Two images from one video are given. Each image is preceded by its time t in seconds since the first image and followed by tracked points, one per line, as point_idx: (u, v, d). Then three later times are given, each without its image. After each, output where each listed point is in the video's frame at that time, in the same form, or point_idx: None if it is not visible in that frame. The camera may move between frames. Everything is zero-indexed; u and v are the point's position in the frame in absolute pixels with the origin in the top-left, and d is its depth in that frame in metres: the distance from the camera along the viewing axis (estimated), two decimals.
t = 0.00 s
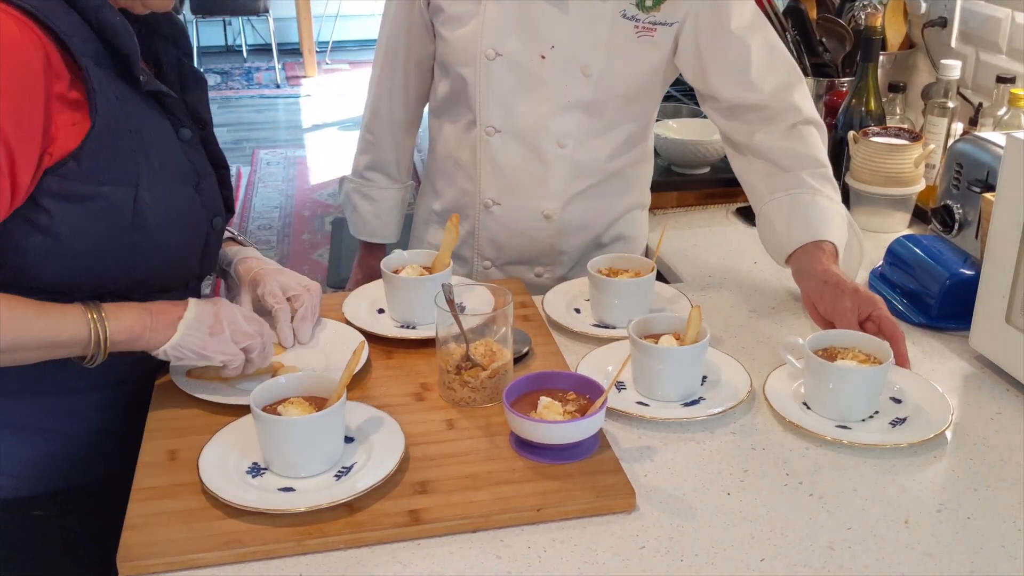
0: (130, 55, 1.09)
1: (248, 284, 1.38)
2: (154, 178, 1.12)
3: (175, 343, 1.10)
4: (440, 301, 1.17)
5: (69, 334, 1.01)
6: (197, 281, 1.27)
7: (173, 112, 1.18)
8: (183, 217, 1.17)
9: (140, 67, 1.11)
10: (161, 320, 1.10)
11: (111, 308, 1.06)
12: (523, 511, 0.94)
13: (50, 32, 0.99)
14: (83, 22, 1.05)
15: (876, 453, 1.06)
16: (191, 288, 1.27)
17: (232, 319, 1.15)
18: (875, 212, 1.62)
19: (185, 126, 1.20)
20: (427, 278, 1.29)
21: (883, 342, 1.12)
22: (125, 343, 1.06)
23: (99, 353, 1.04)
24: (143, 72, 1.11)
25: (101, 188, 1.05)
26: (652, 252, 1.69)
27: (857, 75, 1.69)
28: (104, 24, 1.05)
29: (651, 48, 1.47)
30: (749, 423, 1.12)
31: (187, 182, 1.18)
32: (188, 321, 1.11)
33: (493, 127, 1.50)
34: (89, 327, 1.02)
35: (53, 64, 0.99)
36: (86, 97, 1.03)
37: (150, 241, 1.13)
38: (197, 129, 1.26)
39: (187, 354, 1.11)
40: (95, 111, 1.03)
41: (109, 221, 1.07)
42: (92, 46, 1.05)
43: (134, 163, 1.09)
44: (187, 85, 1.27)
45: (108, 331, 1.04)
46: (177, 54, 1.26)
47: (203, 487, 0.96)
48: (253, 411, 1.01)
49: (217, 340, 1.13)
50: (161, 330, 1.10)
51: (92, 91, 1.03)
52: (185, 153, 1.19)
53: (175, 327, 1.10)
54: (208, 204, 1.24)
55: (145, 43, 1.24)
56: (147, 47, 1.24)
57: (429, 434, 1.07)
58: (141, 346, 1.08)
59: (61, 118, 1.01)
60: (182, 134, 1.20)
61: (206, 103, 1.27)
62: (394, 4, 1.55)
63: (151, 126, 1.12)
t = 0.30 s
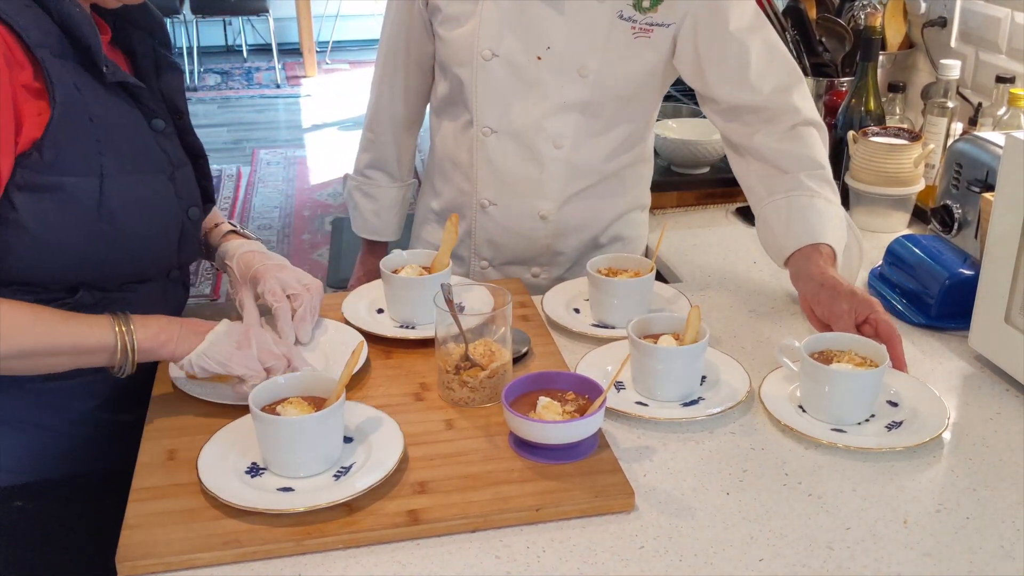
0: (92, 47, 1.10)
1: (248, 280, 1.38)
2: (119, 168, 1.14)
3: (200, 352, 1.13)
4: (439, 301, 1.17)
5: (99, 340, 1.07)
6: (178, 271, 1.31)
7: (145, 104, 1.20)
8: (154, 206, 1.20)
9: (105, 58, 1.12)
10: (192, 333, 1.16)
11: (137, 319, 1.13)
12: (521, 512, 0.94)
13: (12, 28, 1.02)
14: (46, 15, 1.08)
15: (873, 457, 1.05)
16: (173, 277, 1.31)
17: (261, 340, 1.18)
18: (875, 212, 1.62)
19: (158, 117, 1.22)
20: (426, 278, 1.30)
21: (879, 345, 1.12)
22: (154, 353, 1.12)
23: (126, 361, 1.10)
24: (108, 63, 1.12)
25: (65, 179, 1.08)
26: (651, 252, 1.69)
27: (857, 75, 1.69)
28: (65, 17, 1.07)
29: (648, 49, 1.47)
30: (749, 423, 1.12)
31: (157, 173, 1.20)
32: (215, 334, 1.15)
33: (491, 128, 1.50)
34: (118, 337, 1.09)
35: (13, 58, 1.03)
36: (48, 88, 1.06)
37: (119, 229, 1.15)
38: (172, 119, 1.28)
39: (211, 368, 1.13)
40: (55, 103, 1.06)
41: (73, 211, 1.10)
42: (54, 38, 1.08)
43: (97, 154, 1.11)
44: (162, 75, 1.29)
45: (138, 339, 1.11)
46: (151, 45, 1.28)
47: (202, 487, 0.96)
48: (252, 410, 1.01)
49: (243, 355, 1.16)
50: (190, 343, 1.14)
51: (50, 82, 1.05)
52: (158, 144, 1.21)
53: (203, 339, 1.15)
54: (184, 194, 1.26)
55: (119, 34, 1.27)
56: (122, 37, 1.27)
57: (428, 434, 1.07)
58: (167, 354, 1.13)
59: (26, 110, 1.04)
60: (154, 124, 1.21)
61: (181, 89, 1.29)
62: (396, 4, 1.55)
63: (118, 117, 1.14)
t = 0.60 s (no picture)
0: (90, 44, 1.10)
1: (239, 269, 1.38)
2: (116, 164, 1.14)
3: (213, 325, 1.13)
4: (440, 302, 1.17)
5: (112, 320, 1.06)
6: (178, 266, 1.30)
7: (143, 100, 1.19)
8: (151, 202, 1.19)
9: (103, 55, 1.11)
10: (206, 305, 1.16)
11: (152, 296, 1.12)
12: (520, 512, 0.94)
13: (10, 25, 1.02)
14: (43, 11, 1.07)
15: (873, 458, 1.05)
16: (173, 273, 1.30)
17: (277, 321, 1.19)
18: (874, 212, 1.62)
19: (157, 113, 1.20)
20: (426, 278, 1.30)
21: (878, 345, 1.12)
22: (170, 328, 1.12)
23: (144, 341, 1.10)
24: (106, 60, 1.12)
25: (62, 176, 1.08)
26: (651, 253, 1.70)
27: (856, 76, 1.69)
28: (62, 13, 1.07)
29: (647, 46, 1.47)
30: (749, 423, 1.12)
31: (154, 169, 1.20)
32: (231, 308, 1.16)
33: (491, 128, 1.50)
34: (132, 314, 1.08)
35: (13, 52, 1.03)
36: (46, 84, 1.06)
37: (115, 225, 1.15)
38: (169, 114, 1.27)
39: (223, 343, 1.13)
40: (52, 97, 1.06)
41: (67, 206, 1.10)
42: (51, 35, 1.07)
43: (94, 150, 1.11)
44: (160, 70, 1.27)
45: (154, 317, 1.10)
46: (151, 41, 1.27)
47: (202, 487, 0.96)
48: (253, 410, 1.02)
49: (256, 330, 1.16)
50: (206, 313, 1.15)
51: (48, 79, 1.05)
52: (155, 140, 1.20)
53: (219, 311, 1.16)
54: (183, 191, 1.24)
55: (119, 30, 1.27)
56: (121, 33, 1.27)
57: (428, 434, 1.07)
58: (180, 329, 1.13)
59: (28, 104, 1.04)
60: (153, 121, 1.20)
61: (180, 87, 1.28)
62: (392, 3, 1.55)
63: (114, 113, 1.14)
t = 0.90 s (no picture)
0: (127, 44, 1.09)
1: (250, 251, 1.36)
2: (149, 166, 1.15)
3: (283, 218, 1.01)
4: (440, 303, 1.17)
5: (170, 237, 0.96)
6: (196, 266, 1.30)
7: (173, 100, 1.20)
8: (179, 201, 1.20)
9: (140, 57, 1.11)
10: (269, 193, 1.00)
11: (202, 191, 0.98)
12: (521, 513, 0.94)
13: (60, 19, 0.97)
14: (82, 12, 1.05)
15: (873, 458, 1.05)
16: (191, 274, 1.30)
17: (344, 186, 1.06)
18: (873, 213, 1.62)
19: (184, 114, 1.22)
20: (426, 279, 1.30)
21: (879, 345, 1.12)
22: (233, 229, 0.99)
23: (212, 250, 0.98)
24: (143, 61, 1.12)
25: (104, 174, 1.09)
26: (651, 253, 1.70)
27: (856, 77, 1.69)
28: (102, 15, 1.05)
29: (647, 41, 1.47)
30: (749, 423, 1.12)
31: (184, 169, 1.21)
32: (295, 194, 1.01)
33: (491, 130, 1.50)
34: (189, 220, 0.96)
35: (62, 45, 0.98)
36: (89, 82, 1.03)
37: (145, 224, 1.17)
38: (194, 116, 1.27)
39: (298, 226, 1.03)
40: (97, 102, 1.03)
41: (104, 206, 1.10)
42: (91, 35, 1.04)
43: (133, 149, 1.11)
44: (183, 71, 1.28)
45: (213, 219, 0.97)
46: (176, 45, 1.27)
47: (203, 488, 0.96)
48: (253, 411, 1.02)
49: (329, 210, 1.05)
50: (269, 203, 1.01)
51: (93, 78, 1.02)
52: (184, 140, 1.21)
53: (280, 199, 1.01)
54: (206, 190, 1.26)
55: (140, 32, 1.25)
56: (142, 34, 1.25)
57: (429, 434, 1.07)
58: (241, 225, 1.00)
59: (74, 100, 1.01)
60: (181, 122, 1.21)
61: (204, 90, 1.29)
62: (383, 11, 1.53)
63: (149, 113, 1.14)
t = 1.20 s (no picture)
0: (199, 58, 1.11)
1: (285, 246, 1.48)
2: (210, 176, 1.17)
3: (580, 197, 1.03)
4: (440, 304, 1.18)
5: (467, 205, 1.00)
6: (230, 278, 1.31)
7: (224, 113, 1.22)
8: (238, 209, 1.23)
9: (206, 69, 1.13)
10: (531, 174, 1.02)
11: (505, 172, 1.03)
12: (520, 514, 0.94)
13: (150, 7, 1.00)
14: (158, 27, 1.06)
15: (872, 460, 1.05)
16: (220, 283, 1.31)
17: (636, 154, 1.04)
18: (872, 214, 1.62)
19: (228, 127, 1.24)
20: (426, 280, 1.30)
21: (878, 347, 1.12)
22: (534, 205, 1.03)
23: (502, 220, 1.02)
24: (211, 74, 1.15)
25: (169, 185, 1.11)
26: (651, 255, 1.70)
27: (856, 78, 1.69)
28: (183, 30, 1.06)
29: (638, 38, 1.49)
30: (748, 425, 1.13)
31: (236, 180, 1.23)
32: (584, 176, 1.02)
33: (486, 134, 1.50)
34: (489, 193, 1.01)
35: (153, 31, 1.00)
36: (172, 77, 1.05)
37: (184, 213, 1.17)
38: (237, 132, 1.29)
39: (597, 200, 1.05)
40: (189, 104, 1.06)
41: (152, 197, 1.10)
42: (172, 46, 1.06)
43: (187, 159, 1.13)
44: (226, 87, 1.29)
45: (511, 199, 1.01)
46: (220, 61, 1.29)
47: (203, 489, 0.96)
48: (253, 413, 1.02)
49: (622, 183, 1.05)
50: (565, 186, 1.03)
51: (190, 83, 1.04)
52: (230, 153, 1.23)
53: (573, 181, 1.03)
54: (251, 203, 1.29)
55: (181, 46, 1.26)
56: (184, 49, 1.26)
57: (428, 437, 1.08)
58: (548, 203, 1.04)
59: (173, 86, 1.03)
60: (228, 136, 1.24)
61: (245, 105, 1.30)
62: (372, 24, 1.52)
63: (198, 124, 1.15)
